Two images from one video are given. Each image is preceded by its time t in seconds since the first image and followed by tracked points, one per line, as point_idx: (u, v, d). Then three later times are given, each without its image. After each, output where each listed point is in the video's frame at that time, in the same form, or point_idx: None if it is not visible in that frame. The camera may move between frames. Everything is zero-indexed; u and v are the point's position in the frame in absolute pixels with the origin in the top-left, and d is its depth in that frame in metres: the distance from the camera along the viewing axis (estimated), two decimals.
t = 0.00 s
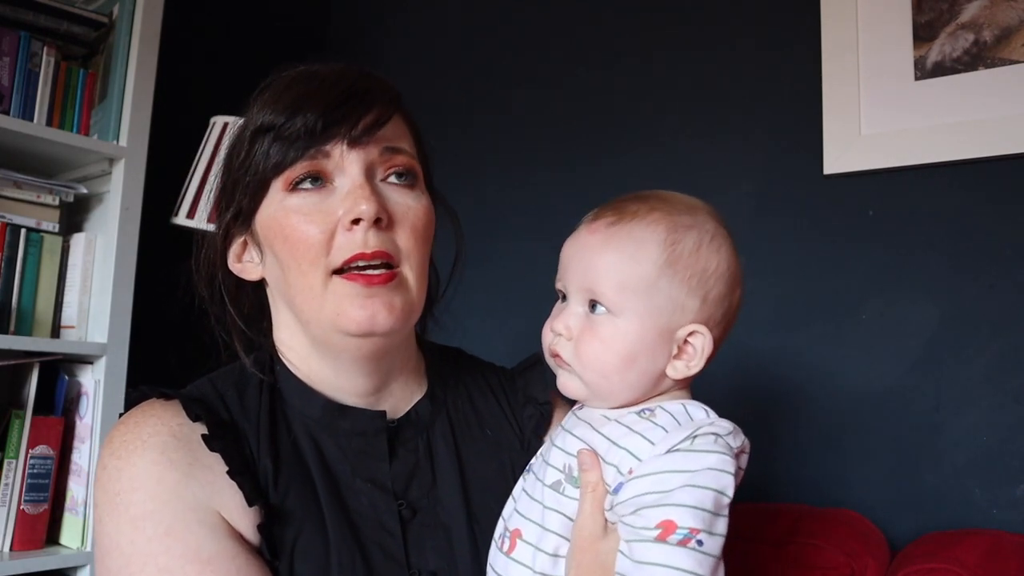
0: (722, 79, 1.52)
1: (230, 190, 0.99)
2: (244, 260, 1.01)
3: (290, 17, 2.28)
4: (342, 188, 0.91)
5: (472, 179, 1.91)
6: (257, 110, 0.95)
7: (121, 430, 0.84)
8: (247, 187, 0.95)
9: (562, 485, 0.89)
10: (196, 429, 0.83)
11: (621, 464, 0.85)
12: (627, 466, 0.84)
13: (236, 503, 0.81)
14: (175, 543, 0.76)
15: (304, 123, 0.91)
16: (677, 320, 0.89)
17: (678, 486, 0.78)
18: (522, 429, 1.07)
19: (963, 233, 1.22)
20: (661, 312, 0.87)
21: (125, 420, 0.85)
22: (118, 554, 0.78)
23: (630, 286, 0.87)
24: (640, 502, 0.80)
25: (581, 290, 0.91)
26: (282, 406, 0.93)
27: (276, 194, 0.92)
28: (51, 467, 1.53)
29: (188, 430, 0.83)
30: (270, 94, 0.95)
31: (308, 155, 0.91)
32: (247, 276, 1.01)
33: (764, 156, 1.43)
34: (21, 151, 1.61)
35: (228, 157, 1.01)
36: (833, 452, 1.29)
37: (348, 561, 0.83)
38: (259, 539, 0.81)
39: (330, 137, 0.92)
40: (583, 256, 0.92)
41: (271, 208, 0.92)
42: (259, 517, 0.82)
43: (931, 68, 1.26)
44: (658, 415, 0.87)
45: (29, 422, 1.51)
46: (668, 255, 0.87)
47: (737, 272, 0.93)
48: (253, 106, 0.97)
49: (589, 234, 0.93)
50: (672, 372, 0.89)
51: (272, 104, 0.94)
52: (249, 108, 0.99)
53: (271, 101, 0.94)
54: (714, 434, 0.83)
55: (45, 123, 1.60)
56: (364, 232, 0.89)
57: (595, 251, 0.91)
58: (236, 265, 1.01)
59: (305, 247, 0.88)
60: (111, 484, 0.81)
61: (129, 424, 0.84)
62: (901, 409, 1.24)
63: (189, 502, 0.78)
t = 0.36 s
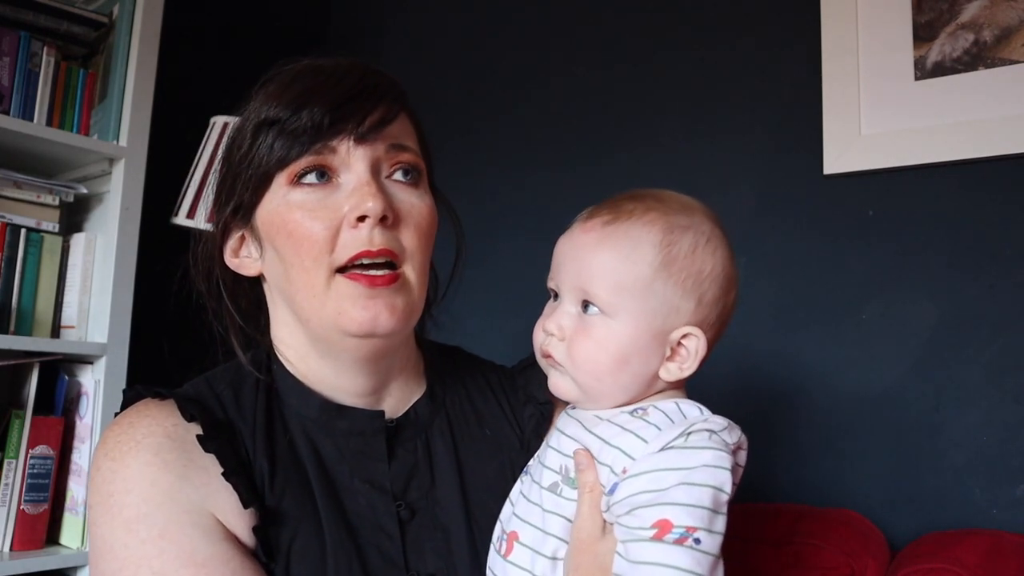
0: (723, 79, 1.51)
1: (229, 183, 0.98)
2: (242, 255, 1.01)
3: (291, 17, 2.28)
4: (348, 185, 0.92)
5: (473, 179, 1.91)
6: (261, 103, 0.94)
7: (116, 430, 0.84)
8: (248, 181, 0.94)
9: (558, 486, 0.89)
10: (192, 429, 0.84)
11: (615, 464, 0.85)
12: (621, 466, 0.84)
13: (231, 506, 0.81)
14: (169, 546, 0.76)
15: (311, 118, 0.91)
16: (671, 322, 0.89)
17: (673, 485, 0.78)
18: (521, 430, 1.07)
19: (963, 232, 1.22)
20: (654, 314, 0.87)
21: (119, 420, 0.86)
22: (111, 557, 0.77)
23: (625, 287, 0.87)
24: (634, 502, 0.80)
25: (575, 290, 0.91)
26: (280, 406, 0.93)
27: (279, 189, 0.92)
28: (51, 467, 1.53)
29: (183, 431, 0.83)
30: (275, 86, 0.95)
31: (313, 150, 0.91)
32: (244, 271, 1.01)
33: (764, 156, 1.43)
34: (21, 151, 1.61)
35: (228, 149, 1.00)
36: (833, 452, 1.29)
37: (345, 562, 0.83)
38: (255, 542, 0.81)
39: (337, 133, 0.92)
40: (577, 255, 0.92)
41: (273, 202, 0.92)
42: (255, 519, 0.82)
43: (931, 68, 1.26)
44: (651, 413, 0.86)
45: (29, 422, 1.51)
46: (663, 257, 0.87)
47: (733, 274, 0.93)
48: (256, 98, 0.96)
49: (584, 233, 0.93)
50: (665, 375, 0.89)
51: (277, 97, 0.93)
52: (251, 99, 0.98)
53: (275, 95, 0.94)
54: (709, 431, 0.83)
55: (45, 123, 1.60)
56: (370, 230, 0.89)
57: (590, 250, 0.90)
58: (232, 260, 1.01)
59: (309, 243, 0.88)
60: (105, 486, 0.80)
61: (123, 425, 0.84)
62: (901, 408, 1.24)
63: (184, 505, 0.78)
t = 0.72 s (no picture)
0: (723, 79, 1.51)
1: (227, 182, 0.98)
2: (238, 254, 1.01)
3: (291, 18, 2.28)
4: (343, 188, 0.92)
5: (473, 179, 1.91)
6: (261, 104, 0.95)
7: (113, 431, 0.84)
8: (245, 181, 0.94)
9: (552, 485, 0.89)
10: (187, 430, 0.83)
11: (608, 463, 0.85)
12: (614, 465, 0.84)
13: (227, 505, 0.81)
14: (165, 545, 0.76)
15: (309, 121, 0.91)
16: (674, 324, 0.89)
17: (664, 483, 0.78)
18: (516, 431, 1.07)
19: (963, 232, 1.22)
20: (658, 313, 0.87)
21: (116, 421, 0.86)
22: (109, 557, 0.77)
23: (631, 285, 0.87)
24: (627, 500, 0.80)
25: (581, 284, 0.91)
26: (275, 406, 0.93)
27: (276, 190, 0.92)
28: (51, 467, 1.53)
29: (178, 431, 0.83)
30: (275, 89, 0.95)
31: (310, 153, 0.91)
32: (240, 270, 1.00)
33: (763, 156, 1.43)
34: (21, 151, 1.61)
35: (227, 147, 1.00)
36: (833, 452, 1.29)
37: (340, 561, 0.83)
38: (251, 542, 0.81)
39: (335, 137, 0.92)
40: (586, 251, 0.92)
41: (270, 203, 0.92)
42: (251, 519, 0.82)
43: (932, 68, 1.26)
44: (644, 412, 0.87)
45: (29, 422, 1.51)
46: (671, 258, 0.88)
47: (737, 282, 0.93)
48: (256, 100, 0.96)
49: (594, 229, 0.92)
50: (663, 375, 0.89)
51: (276, 100, 0.93)
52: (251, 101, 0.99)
53: (275, 97, 0.94)
54: (700, 431, 0.83)
55: (45, 123, 1.60)
56: (363, 233, 0.89)
57: (598, 247, 0.90)
58: (229, 258, 1.01)
59: (302, 245, 0.88)
60: (102, 486, 0.81)
61: (120, 426, 0.84)
62: (901, 409, 1.24)
63: (180, 505, 0.78)
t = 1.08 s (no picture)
0: (722, 79, 1.51)
1: (226, 184, 0.98)
2: (234, 254, 1.01)
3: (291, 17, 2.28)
4: (341, 194, 0.92)
5: (473, 179, 1.91)
6: (262, 109, 0.95)
7: (110, 433, 0.84)
8: (243, 183, 0.94)
9: (547, 482, 0.89)
10: (184, 430, 0.84)
11: (603, 460, 0.84)
12: (609, 461, 0.84)
13: (224, 503, 0.81)
14: (163, 544, 0.76)
15: (309, 128, 0.91)
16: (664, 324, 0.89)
17: (660, 480, 0.78)
18: (508, 429, 1.07)
19: (963, 232, 1.22)
20: (648, 315, 0.87)
21: (114, 422, 0.86)
22: (108, 557, 0.78)
23: (622, 288, 0.87)
24: (623, 497, 0.80)
25: (571, 289, 0.91)
26: (271, 407, 0.93)
27: (274, 194, 0.92)
28: (51, 467, 1.53)
29: (175, 432, 0.83)
30: (277, 94, 0.95)
31: (309, 159, 0.91)
32: (236, 270, 1.01)
33: (763, 156, 1.43)
34: (21, 151, 1.61)
35: (227, 150, 1.00)
36: (832, 452, 1.29)
37: (336, 560, 0.83)
38: (248, 540, 0.81)
39: (334, 144, 0.92)
40: (575, 254, 0.92)
41: (268, 207, 0.92)
42: (247, 517, 0.82)
43: (932, 68, 1.26)
44: (639, 410, 0.87)
45: (29, 422, 1.51)
46: (661, 261, 0.88)
47: (725, 281, 0.93)
48: (258, 103, 0.96)
49: (583, 233, 0.92)
50: (655, 375, 0.89)
51: (279, 105, 0.93)
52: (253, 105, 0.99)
53: (277, 103, 0.94)
54: (695, 429, 0.83)
55: (45, 123, 1.60)
56: (359, 239, 0.89)
57: (588, 251, 0.90)
58: (226, 259, 1.01)
59: (299, 249, 0.88)
60: (100, 487, 0.81)
61: (118, 427, 0.84)
62: (901, 409, 1.24)
63: (177, 504, 0.78)
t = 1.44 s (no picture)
0: (722, 79, 1.51)
1: (224, 182, 0.98)
2: (232, 251, 1.01)
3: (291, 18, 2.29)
4: (336, 199, 0.91)
5: (472, 179, 1.91)
6: (263, 109, 0.94)
7: (104, 434, 0.84)
8: (240, 183, 0.94)
9: (542, 481, 0.89)
10: (179, 432, 0.83)
11: (597, 459, 0.84)
12: (603, 461, 0.84)
13: (219, 504, 0.81)
14: (159, 544, 0.76)
15: (307, 131, 0.91)
16: (655, 321, 0.89)
17: (653, 479, 0.78)
18: (503, 430, 1.07)
19: (963, 232, 1.21)
20: (639, 311, 0.87)
21: (108, 424, 0.86)
22: (103, 557, 0.78)
23: (613, 284, 0.87)
24: (617, 496, 0.80)
25: (564, 285, 0.91)
26: (265, 408, 0.93)
27: (268, 195, 0.92)
28: (51, 467, 1.53)
29: (170, 435, 0.83)
30: (279, 94, 0.95)
31: (306, 162, 0.91)
32: (233, 268, 1.01)
33: (763, 157, 1.43)
34: (21, 151, 1.61)
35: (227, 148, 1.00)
36: (831, 452, 1.29)
37: (330, 560, 0.83)
38: (243, 540, 0.81)
39: (331, 148, 0.92)
40: (568, 253, 0.92)
41: (262, 207, 0.92)
42: (241, 518, 0.82)
43: (932, 68, 1.25)
44: (633, 410, 0.86)
45: (29, 422, 1.51)
46: (651, 257, 0.88)
47: (715, 279, 0.93)
48: (259, 103, 0.96)
49: (576, 231, 0.93)
50: (646, 371, 0.89)
51: (280, 105, 0.93)
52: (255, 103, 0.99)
53: (277, 104, 0.94)
54: (688, 429, 0.83)
55: (45, 123, 1.60)
56: (350, 246, 0.89)
57: (579, 248, 0.90)
58: (223, 255, 1.01)
59: (291, 252, 0.88)
60: (94, 488, 0.80)
61: (112, 429, 0.84)
62: (901, 409, 1.24)
63: (172, 505, 0.78)
